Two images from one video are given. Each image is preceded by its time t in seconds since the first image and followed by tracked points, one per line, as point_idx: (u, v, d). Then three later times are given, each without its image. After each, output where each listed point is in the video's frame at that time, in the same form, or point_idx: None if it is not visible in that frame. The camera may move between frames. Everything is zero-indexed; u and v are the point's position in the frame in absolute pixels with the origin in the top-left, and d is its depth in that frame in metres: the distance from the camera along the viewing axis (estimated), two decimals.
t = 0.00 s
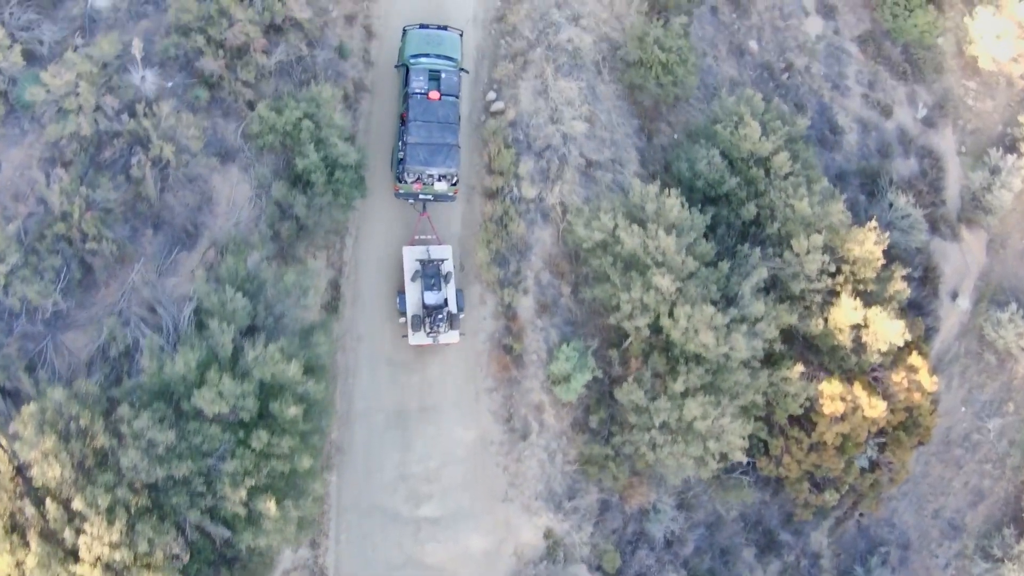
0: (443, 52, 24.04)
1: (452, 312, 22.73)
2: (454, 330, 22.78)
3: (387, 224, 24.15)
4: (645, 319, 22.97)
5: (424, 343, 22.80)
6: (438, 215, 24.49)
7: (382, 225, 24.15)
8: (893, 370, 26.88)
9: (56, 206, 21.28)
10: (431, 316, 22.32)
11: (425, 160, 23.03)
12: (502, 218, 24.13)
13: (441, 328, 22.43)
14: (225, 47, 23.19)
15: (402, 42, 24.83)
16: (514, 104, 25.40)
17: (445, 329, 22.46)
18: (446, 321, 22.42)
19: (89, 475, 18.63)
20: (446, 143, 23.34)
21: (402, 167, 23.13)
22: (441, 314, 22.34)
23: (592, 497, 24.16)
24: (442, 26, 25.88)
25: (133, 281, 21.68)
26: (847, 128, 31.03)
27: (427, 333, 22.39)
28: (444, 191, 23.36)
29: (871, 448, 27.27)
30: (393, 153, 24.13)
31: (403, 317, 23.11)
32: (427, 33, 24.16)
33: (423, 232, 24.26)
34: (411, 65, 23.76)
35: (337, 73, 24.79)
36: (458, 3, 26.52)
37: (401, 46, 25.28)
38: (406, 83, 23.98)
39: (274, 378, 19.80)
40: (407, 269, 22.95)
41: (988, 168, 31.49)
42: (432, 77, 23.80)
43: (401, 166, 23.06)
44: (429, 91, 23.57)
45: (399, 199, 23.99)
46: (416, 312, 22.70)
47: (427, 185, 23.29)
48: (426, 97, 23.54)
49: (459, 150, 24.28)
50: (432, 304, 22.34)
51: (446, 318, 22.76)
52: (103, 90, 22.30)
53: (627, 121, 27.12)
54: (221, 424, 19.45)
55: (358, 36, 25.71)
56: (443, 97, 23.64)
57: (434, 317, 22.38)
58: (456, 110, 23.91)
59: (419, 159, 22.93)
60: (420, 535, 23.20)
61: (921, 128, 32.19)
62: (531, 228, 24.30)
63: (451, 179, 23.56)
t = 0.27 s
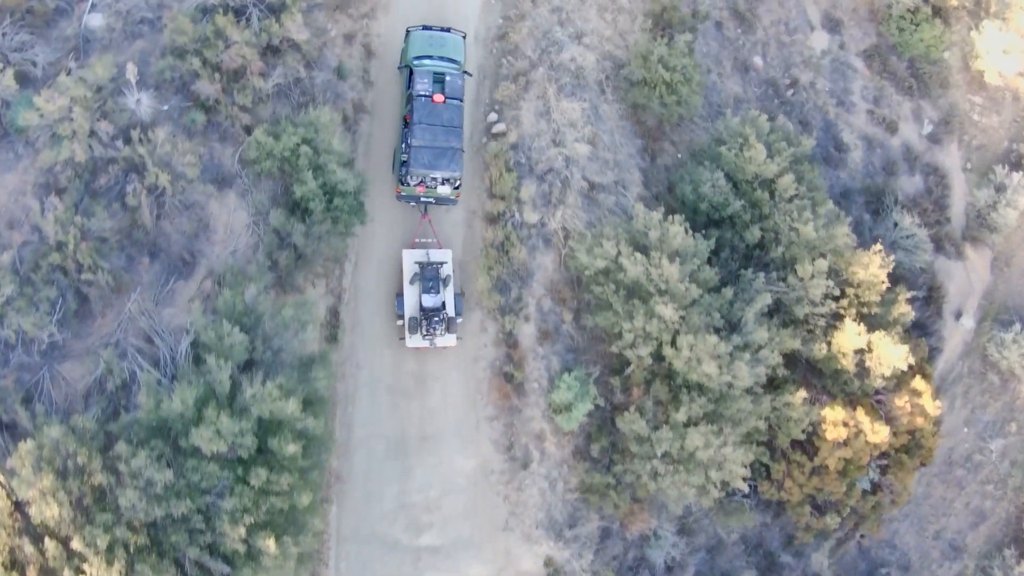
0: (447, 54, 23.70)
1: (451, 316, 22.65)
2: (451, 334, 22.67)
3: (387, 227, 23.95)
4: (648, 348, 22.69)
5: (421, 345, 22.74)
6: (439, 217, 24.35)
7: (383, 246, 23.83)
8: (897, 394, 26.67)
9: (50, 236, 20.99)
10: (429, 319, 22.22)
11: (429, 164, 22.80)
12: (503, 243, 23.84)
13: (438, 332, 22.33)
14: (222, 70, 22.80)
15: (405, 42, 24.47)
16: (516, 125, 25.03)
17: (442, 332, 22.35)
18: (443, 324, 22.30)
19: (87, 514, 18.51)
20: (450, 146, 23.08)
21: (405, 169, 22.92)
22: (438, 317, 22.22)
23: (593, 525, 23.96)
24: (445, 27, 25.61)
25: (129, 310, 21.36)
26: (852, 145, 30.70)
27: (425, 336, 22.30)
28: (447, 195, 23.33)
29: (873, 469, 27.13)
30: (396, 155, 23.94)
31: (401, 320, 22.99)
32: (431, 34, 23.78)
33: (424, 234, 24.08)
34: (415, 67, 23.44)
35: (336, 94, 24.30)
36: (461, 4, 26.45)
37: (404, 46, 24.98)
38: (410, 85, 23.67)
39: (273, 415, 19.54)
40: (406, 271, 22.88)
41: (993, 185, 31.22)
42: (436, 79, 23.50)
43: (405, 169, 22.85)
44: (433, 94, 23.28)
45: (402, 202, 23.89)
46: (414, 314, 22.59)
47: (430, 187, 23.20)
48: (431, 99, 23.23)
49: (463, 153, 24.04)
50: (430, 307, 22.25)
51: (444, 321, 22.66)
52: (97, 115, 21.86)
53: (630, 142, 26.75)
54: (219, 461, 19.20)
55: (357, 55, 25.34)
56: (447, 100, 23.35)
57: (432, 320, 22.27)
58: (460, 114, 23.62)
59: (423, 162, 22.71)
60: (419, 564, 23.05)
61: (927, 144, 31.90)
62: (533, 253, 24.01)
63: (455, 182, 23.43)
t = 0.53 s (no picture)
0: (451, 55, 23.41)
1: (451, 319, 22.47)
2: (451, 336, 22.55)
3: (388, 228, 23.88)
4: (651, 377, 22.42)
5: (421, 348, 22.48)
6: (440, 219, 24.24)
7: (384, 269, 23.62)
8: (900, 418, 26.47)
9: (45, 266, 20.71)
10: (429, 322, 22.07)
11: (431, 166, 22.59)
12: (504, 269, 23.58)
13: (438, 334, 22.17)
14: (218, 94, 22.40)
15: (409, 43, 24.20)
16: (518, 148, 24.66)
17: (442, 334, 22.22)
18: (443, 326, 22.17)
19: (87, 552, 18.28)
20: (453, 149, 22.84)
21: (408, 171, 22.77)
22: (439, 319, 22.09)
23: (594, 552, 23.80)
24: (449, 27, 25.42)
25: (126, 341, 21.11)
26: (856, 162, 30.38)
27: (424, 339, 22.15)
28: (449, 197, 23.28)
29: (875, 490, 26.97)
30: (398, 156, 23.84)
31: (401, 321, 22.84)
32: (434, 36, 23.51)
33: (425, 236, 24.01)
34: (418, 69, 23.16)
35: (335, 117, 23.97)
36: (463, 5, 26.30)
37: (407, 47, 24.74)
38: (413, 86, 23.43)
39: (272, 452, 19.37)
40: (406, 273, 22.67)
41: (998, 202, 30.94)
42: (439, 81, 23.26)
43: (406, 171, 22.69)
44: (436, 96, 23.04)
45: (403, 203, 23.82)
46: (414, 316, 22.44)
47: (432, 189, 23.10)
48: (434, 101, 23.00)
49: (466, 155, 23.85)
50: (431, 310, 22.06)
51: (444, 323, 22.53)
52: (91, 141, 21.47)
53: (634, 162, 26.39)
54: (219, 499, 19.02)
55: (356, 75, 24.92)
56: (450, 102, 23.11)
57: (431, 323, 22.13)
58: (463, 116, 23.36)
59: (425, 164, 22.50)
60: None
61: (932, 161, 31.58)
62: (534, 280, 23.71)
63: (457, 184, 23.27)
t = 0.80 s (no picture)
0: (452, 56, 23.18)
1: (450, 320, 22.36)
2: (450, 338, 22.44)
3: (388, 229, 23.80)
4: (652, 406, 22.21)
5: (419, 350, 22.41)
6: (440, 220, 24.10)
7: (382, 292, 23.38)
8: (902, 441, 26.29)
9: (40, 296, 20.42)
10: (428, 322, 21.95)
11: (430, 167, 22.38)
12: (505, 295, 23.33)
13: (437, 335, 22.06)
14: (214, 118, 22.03)
15: (410, 44, 24.01)
16: (519, 170, 24.34)
17: (440, 336, 22.11)
18: (442, 328, 22.05)
19: None
20: (452, 150, 22.63)
21: (407, 172, 22.56)
22: (437, 321, 21.96)
23: None
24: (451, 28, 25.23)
25: (123, 370, 20.83)
26: (861, 179, 30.02)
27: (423, 340, 22.05)
28: (448, 199, 23.03)
29: (876, 511, 26.86)
30: (398, 158, 23.69)
31: (400, 322, 22.72)
32: (436, 36, 23.30)
33: (425, 236, 23.90)
34: (419, 69, 22.96)
35: (334, 139, 23.55)
36: (464, 6, 26.11)
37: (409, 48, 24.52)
38: (413, 87, 23.24)
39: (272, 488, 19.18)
40: (406, 275, 22.66)
41: (1003, 220, 30.70)
42: (439, 82, 23.05)
43: (406, 172, 22.47)
44: (436, 97, 22.84)
45: (403, 203, 23.67)
46: (413, 318, 22.33)
47: (431, 191, 22.88)
48: (434, 102, 22.81)
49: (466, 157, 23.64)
50: (429, 310, 21.94)
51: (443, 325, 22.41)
52: (85, 168, 21.18)
53: (636, 183, 26.08)
54: (217, 534, 18.68)
55: (355, 95, 24.56)
56: (450, 103, 22.91)
57: (430, 324, 22.01)
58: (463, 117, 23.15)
59: (424, 166, 22.28)
60: None
61: (936, 177, 31.31)
62: (535, 305, 23.44)
63: (456, 186, 23.06)
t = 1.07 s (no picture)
0: (453, 55, 23.25)
1: (450, 319, 22.07)
2: (449, 338, 22.11)
3: (390, 227, 23.68)
4: (653, 433, 21.85)
5: (418, 350, 22.07)
6: (442, 221, 23.90)
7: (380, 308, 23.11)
8: (904, 462, 26.14)
9: (36, 325, 20.16)
10: (426, 321, 21.68)
11: (429, 165, 22.22)
12: (506, 319, 23.09)
13: (436, 334, 21.74)
14: (210, 141, 21.71)
15: (412, 44, 24.07)
16: (520, 192, 24.03)
17: (440, 335, 21.80)
18: (441, 327, 21.74)
19: None
20: (452, 148, 22.47)
21: (406, 170, 22.39)
22: (436, 319, 21.68)
23: None
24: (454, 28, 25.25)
25: (121, 398, 20.63)
26: (866, 195, 29.68)
27: (422, 339, 21.74)
28: (449, 197, 22.74)
29: (877, 532, 26.64)
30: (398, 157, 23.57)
31: (400, 321, 22.53)
32: (437, 35, 23.42)
33: (426, 236, 23.75)
34: (420, 68, 23.04)
35: (332, 161, 23.17)
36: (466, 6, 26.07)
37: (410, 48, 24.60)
38: (414, 86, 23.26)
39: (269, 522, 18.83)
40: (406, 274, 22.42)
41: (1008, 236, 30.43)
42: (440, 80, 23.03)
43: (405, 171, 22.30)
44: (436, 95, 22.76)
45: (404, 203, 23.50)
46: (412, 317, 22.07)
47: (431, 189, 22.65)
48: (434, 101, 22.74)
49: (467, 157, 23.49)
50: (429, 310, 21.72)
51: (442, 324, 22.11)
52: (80, 193, 20.88)
53: (639, 203, 25.74)
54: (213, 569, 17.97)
55: (354, 114, 24.21)
56: (450, 101, 22.81)
57: (429, 323, 21.72)
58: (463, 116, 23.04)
59: (424, 164, 22.11)
60: None
61: (941, 193, 30.98)
62: (536, 330, 23.16)
63: (457, 184, 22.86)
